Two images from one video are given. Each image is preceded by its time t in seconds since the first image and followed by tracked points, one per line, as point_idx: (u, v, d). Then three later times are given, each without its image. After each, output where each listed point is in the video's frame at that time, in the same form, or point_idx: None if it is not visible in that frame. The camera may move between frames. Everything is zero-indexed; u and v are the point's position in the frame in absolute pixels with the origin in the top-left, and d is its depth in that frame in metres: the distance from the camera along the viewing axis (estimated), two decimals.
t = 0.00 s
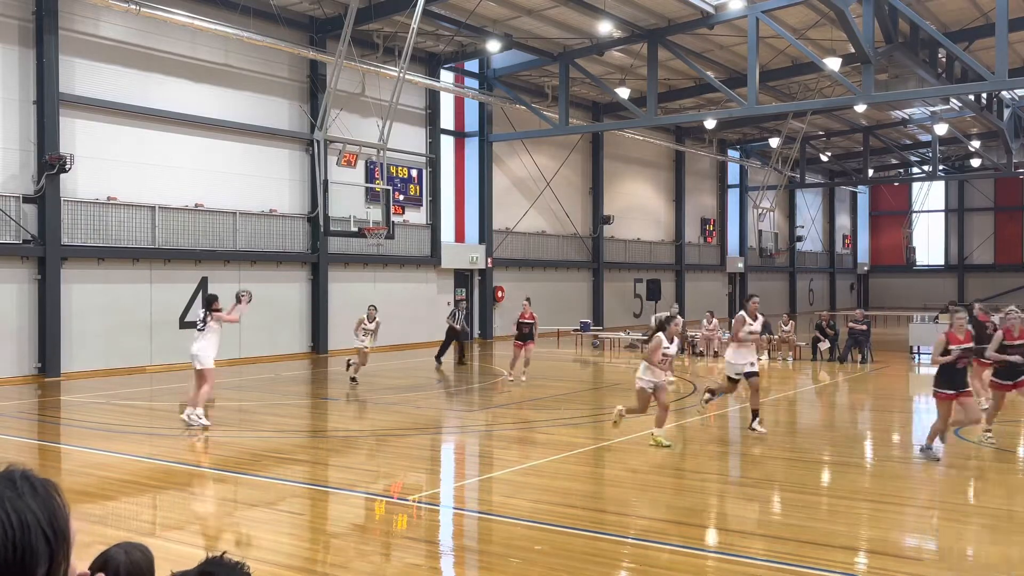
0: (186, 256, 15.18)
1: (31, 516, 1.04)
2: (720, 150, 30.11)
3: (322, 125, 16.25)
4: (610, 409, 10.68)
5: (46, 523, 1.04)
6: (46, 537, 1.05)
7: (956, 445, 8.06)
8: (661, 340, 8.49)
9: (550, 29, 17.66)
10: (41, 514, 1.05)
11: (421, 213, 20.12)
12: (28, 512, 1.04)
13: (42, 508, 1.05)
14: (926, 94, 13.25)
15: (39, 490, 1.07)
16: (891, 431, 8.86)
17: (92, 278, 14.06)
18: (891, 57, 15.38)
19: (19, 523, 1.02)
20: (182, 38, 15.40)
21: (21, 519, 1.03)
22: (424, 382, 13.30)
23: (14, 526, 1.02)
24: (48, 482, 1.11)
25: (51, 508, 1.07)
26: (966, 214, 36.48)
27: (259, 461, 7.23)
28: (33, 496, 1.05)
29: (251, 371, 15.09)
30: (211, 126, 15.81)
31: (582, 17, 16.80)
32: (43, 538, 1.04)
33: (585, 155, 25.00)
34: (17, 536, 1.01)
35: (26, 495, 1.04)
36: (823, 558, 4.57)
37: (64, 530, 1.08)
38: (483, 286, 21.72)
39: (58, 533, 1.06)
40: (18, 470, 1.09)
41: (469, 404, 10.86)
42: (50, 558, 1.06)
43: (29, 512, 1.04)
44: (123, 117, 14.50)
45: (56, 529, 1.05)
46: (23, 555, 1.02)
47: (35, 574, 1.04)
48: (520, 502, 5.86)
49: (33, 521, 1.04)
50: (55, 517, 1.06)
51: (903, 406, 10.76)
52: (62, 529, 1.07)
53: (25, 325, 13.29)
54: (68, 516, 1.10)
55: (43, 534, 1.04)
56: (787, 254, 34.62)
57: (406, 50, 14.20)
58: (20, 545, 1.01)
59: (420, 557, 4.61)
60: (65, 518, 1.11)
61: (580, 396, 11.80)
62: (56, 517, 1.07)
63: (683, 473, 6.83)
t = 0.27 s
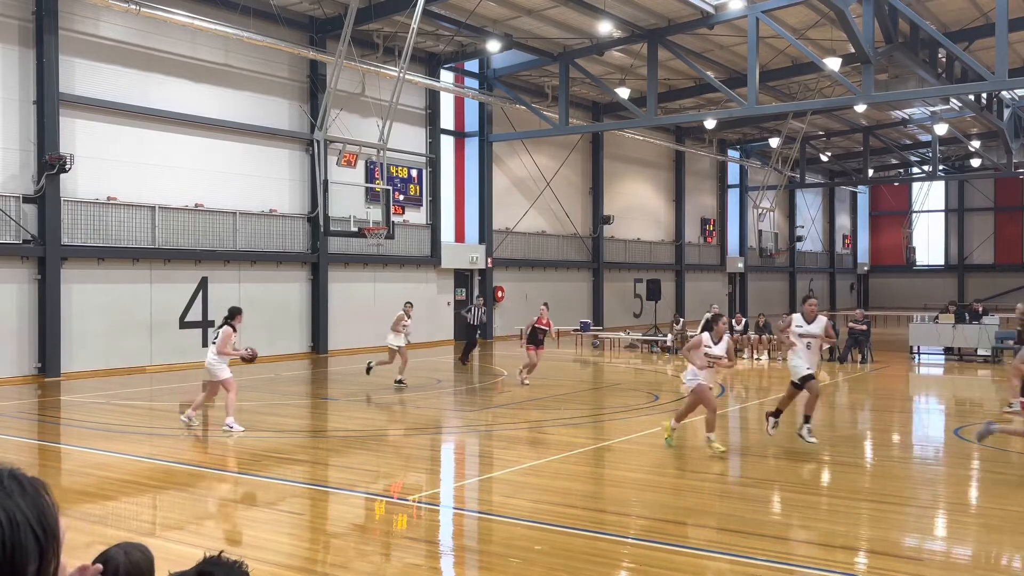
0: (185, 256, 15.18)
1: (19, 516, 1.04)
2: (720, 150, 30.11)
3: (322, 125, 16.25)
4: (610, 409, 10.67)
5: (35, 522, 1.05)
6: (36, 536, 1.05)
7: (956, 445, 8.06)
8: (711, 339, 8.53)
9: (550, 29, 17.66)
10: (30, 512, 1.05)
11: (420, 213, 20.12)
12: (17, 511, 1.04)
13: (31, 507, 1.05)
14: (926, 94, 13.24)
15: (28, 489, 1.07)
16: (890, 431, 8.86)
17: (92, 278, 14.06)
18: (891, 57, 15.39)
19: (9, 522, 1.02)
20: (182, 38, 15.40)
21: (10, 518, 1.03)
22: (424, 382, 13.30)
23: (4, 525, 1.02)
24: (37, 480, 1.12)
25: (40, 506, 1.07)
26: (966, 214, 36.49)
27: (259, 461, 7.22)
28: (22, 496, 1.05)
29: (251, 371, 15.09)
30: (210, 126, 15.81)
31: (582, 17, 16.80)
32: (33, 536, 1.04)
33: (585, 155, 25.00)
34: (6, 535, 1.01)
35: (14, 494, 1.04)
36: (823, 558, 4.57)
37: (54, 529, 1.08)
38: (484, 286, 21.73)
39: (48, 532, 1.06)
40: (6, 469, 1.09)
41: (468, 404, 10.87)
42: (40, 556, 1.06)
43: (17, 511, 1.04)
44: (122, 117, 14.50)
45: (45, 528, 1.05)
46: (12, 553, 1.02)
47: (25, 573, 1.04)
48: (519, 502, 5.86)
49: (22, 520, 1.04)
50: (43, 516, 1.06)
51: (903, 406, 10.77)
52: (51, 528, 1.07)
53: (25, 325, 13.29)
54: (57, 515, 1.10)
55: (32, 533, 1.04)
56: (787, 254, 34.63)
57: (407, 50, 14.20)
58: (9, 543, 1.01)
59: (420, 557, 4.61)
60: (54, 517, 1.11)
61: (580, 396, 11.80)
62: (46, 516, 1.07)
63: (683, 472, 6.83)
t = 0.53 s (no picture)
0: (185, 256, 15.17)
1: (23, 516, 1.05)
2: (720, 150, 30.11)
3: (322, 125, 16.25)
4: (610, 408, 10.67)
5: (38, 523, 1.06)
6: (39, 537, 1.06)
7: (956, 445, 8.06)
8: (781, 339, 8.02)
9: (550, 29, 17.66)
10: (33, 514, 1.07)
11: (420, 213, 20.11)
12: (21, 511, 1.06)
13: (35, 508, 1.07)
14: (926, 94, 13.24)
15: (33, 490, 1.09)
16: (890, 431, 8.86)
17: (93, 278, 14.06)
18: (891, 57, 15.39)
19: (12, 523, 1.04)
20: (182, 38, 15.40)
21: (13, 519, 1.05)
22: (425, 382, 13.30)
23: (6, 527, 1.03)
24: (42, 480, 1.13)
25: (43, 507, 1.09)
26: (966, 214, 36.49)
27: (259, 461, 7.22)
28: (26, 497, 1.07)
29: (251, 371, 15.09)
30: (210, 126, 15.80)
31: (582, 17, 16.80)
32: (36, 538, 1.06)
33: (585, 155, 25.00)
34: (10, 536, 1.03)
35: (19, 495, 1.06)
36: (823, 558, 4.57)
37: (58, 529, 1.10)
38: (484, 286, 21.73)
39: (51, 532, 1.08)
40: (11, 470, 1.11)
41: (468, 404, 10.86)
42: (43, 558, 1.07)
43: (21, 512, 1.06)
44: (122, 117, 14.50)
45: (49, 529, 1.07)
46: (15, 555, 1.04)
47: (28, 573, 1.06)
48: (519, 501, 5.86)
49: (25, 521, 1.05)
50: (48, 517, 1.08)
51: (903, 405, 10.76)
52: (55, 529, 1.09)
53: (25, 325, 13.29)
54: (62, 515, 1.11)
55: (35, 535, 1.06)
56: (787, 254, 34.63)
57: (407, 50, 14.19)
58: (13, 544, 1.03)
59: (419, 557, 4.61)
60: (58, 518, 1.12)
61: (580, 396, 11.79)
62: (50, 516, 1.09)
63: (683, 472, 6.83)
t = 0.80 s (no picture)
0: (185, 256, 15.18)
1: (24, 519, 1.05)
2: (720, 150, 30.11)
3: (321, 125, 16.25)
4: (610, 409, 10.67)
5: (41, 527, 1.06)
6: (42, 540, 1.06)
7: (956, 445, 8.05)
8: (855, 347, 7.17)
9: (550, 29, 17.65)
10: (35, 516, 1.07)
11: (420, 212, 20.11)
12: (22, 514, 1.06)
13: (37, 511, 1.07)
14: (926, 94, 13.23)
15: (36, 492, 1.09)
16: (890, 431, 8.85)
17: (92, 278, 14.07)
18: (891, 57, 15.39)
19: (13, 527, 1.04)
20: (181, 38, 15.39)
21: (14, 523, 1.04)
22: (425, 382, 13.30)
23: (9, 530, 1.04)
24: (44, 481, 1.14)
25: (47, 509, 1.09)
26: (966, 214, 36.48)
27: (259, 461, 7.22)
28: (29, 499, 1.07)
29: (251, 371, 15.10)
30: (210, 126, 15.80)
31: (582, 17, 16.80)
32: (39, 540, 1.06)
33: (585, 155, 25.00)
34: (12, 538, 1.03)
35: (21, 497, 1.06)
36: (823, 558, 4.57)
37: (61, 532, 1.10)
38: (484, 286, 21.73)
39: (54, 535, 1.08)
40: (14, 471, 1.12)
41: (468, 404, 10.86)
42: (45, 561, 1.07)
43: (23, 515, 1.05)
44: (122, 117, 14.50)
45: (52, 532, 1.07)
46: (17, 559, 1.04)
47: None
48: (519, 501, 5.85)
49: (27, 524, 1.05)
50: (50, 519, 1.08)
51: (903, 405, 10.76)
52: (58, 531, 1.09)
53: (25, 325, 13.29)
54: (66, 518, 1.12)
55: (38, 538, 1.06)
56: (787, 254, 34.63)
57: (407, 50, 14.18)
58: (14, 548, 1.03)
59: (419, 557, 4.61)
60: (62, 518, 1.13)
61: (580, 396, 11.79)
62: (53, 518, 1.09)
63: (683, 473, 6.82)
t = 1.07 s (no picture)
0: (185, 256, 15.17)
1: (16, 520, 1.06)
2: (720, 150, 30.11)
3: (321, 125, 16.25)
4: (609, 409, 10.67)
5: (33, 528, 1.07)
6: (33, 541, 1.07)
7: (956, 445, 8.05)
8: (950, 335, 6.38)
9: (550, 29, 17.65)
10: (27, 516, 1.07)
11: (420, 212, 20.11)
12: (15, 515, 1.06)
13: (29, 511, 1.08)
14: (926, 94, 13.23)
15: (29, 492, 1.10)
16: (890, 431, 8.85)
17: (93, 278, 14.07)
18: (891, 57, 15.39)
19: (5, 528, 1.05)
20: (181, 38, 15.39)
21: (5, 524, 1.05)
22: (424, 382, 13.30)
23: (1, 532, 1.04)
24: (38, 481, 1.14)
25: (39, 509, 1.09)
26: (966, 214, 36.48)
27: (259, 461, 7.22)
28: (21, 500, 1.08)
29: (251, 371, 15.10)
30: (210, 126, 15.80)
31: (582, 17, 16.80)
32: (32, 542, 1.07)
33: (585, 155, 25.00)
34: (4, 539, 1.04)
35: (12, 499, 1.06)
36: (822, 558, 4.57)
37: (53, 533, 1.11)
38: (484, 286, 21.73)
39: (48, 534, 1.09)
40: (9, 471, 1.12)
41: (467, 404, 10.86)
42: (38, 561, 1.08)
43: (15, 517, 1.06)
44: (122, 116, 14.50)
45: (44, 532, 1.08)
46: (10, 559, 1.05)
47: None
48: (519, 501, 5.85)
49: (18, 526, 1.06)
50: (43, 520, 1.09)
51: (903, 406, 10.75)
52: (50, 532, 1.10)
53: (25, 325, 13.28)
54: (58, 519, 1.12)
55: (30, 539, 1.07)
56: (787, 254, 34.63)
57: (407, 50, 14.18)
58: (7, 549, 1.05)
59: (419, 557, 4.61)
60: (53, 519, 1.13)
61: (579, 396, 11.79)
62: (44, 518, 1.10)
63: (683, 473, 6.82)
